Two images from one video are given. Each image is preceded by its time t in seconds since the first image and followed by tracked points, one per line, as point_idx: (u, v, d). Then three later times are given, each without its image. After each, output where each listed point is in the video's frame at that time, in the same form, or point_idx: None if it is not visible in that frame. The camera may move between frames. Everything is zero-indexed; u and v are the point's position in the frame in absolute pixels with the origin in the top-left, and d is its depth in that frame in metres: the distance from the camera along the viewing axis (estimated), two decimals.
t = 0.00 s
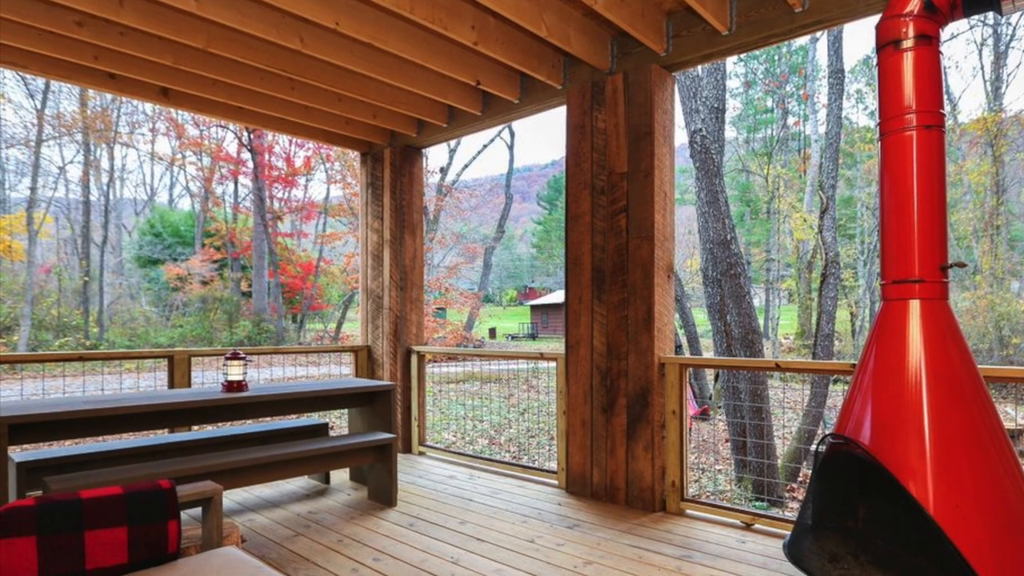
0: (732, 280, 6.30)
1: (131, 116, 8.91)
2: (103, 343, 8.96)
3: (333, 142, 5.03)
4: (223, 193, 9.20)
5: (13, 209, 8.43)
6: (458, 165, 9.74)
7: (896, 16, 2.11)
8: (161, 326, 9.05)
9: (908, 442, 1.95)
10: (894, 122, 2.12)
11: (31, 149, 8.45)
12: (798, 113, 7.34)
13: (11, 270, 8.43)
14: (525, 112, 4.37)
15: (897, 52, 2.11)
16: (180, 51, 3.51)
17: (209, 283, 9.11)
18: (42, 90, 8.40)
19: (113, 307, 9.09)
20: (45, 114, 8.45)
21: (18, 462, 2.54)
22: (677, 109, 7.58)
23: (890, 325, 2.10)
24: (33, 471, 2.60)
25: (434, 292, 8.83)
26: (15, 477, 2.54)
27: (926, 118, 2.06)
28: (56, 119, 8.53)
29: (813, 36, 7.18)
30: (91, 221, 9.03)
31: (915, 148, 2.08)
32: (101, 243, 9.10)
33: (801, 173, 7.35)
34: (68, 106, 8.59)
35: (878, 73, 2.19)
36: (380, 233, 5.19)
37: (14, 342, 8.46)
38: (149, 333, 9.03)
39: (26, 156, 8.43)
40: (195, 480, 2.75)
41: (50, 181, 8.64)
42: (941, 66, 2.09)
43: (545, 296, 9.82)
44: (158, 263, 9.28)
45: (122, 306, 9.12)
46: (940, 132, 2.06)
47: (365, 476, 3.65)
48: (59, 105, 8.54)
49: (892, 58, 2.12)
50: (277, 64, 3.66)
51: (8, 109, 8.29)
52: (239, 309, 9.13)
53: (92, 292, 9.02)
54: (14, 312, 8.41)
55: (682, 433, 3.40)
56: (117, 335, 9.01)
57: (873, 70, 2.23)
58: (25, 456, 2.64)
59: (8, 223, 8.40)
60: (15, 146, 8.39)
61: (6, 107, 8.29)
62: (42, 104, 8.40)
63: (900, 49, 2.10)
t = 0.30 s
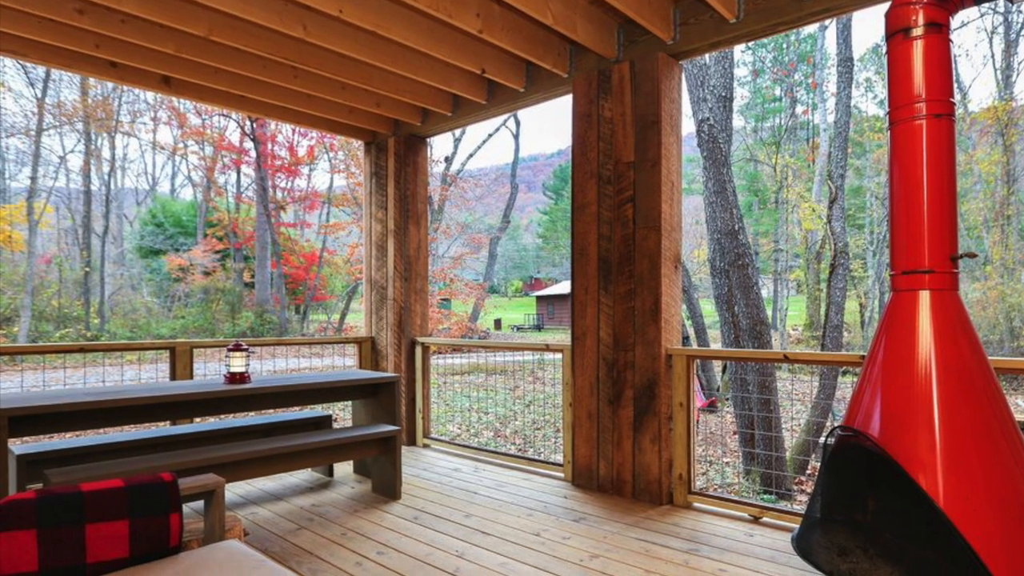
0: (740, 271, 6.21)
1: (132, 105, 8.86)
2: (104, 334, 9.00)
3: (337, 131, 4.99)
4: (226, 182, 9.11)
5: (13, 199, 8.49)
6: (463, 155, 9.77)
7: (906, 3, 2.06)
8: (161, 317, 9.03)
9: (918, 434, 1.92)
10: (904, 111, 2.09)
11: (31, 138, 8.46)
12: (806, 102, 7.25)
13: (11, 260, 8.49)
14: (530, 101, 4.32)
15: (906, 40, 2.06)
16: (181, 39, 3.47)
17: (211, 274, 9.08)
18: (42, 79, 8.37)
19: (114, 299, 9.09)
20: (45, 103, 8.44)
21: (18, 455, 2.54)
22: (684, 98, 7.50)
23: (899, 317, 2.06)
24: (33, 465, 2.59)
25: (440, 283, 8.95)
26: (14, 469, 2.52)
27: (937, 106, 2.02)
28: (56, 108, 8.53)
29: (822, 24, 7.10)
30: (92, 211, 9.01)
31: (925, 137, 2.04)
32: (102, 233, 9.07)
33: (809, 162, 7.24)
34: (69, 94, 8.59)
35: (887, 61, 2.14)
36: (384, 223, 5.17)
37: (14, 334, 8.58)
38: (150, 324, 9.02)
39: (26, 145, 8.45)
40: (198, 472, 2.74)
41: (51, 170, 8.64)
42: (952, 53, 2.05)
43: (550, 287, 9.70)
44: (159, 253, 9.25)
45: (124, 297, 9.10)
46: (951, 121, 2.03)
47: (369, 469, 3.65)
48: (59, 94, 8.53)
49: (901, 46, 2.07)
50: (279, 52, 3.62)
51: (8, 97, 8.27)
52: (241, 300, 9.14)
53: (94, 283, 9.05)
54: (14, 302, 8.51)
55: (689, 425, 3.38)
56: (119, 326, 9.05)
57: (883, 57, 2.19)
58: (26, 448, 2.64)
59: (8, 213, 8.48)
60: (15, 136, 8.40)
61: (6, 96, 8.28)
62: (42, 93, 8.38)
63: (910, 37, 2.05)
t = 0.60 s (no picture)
0: (748, 262, 6.15)
1: (133, 94, 8.72)
2: (105, 325, 8.89)
3: (340, 120, 4.95)
4: (228, 171, 9.07)
5: (13, 188, 8.33)
6: (469, 144, 9.64)
7: None
8: (164, 308, 8.94)
9: (928, 426, 1.89)
10: (913, 99, 2.03)
11: (31, 127, 8.31)
12: (815, 91, 7.17)
13: (12, 250, 8.30)
14: (536, 90, 4.27)
15: (916, 28, 2.01)
16: (183, 26, 3.44)
17: (214, 264, 8.99)
18: (43, 67, 8.24)
19: (116, 289, 8.99)
20: (46, 92, 8.30)
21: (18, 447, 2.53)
22: (692, 86, 7.40)
23: (909, 308, 2.02)
24: (33, 457, 2.58)
25: (444, 273, 8.94)
26: (15, 462, 2.48)
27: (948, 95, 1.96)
28: (57, 96, 8.38)
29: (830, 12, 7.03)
30: (93, 201, 8.90)
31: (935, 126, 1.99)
32: (103, 223, 8.98)
33: (818, 152, 7.16)
34: (69, 83, 8.44)
35: (896, 49, 2.09)
36: (388, 213, 5.14)
37: (15, 325, 8.43)
38: (151, 316, 8.96)
39: (26, 134, 8.31)
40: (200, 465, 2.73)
41: (52, 160, 8.52)
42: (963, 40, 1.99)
43: (556, 277, 9.59)
44: (162, 243, 9.16)
45: (125, 288, 9.01)
46: (961, 110, 1.98)
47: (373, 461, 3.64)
48: (60, 82, 8.38)
49: (911, 34, 2.02)
50: (282, 40, 3.59)
51: (8, 86, 8.13)
52: (244, 290, 9.07)
53: (94, 273, 8.94)
54: (14, 293, 8.34)
55: (697, 417, 3.35)
56: (119, 317, 8.94)
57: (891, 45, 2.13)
58: (25, 440, 2.62)
59: (8, 202, 8.32)
60: (16, 125, 8.26)
61: (5, 84, 8.12)
62: (42, 81, 8.25)
63: (919, 25, 2.00)
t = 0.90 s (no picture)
0: (757, 251, 6.16)
1: (135, 82, 8.71)
2: (106, 316, 8.78)
3: (344, 109, 4.92)
4: (230, 161, 8.95)
5: (14, 177, 8.34)
6: (473, 134, 9.69)
7: None
8: (165, 299, 8.87)
9: (938, 418, 1.86)
10: (923, 88, 2.01)
11: (31, 115, 8.30)
12: (824, 79, 7.07)
13: (12, 241, 8.25)
14: (542, 78, 4.22)
15: (927, 15, 1.99)
16: (184, 14, 3.41)
17: (216, 255, 8.95)
18: (43, 55, 8.20)
19: (116, 280, 8.87)
20: (47, 80, 8.29)
21: (17, 439, 2.52)
22: (699, 75, 7.33)
23: (919, 299, 2.00)
24: (34, 449, 2.58)
25: (448, 263, 8.76)
26: (16, 453, 2.50)
27: (958, 83, 1.95)
28: (58, 85, 8.38)
29: None
30: (95, 190, 8.85)
31: (946, 115, 1.97)
32: (104, 213, 8.88)
33: (827, 140, 7.07)
34: (70, 71, 8.43)
35: (906, 37, 2.07)
36: (392, 202, 5.11)
37: (15, 316, 8.33)
38: (153, 306, 8.86)
39: (26, 122, 8.28)
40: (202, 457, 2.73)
41: (53, 149, 8.50)
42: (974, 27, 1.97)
43: (562, 267, 9.59)
44: (164, 233, 9.10)
45: (126, 279, 8.89)
46: (972, 98, 1.95)
47: (377, 454, 3.64)
48: (60, 71, 8.37)
49: (921, 22, 2.00)
50: (285, 28, 3.55)
51: (8, 74, 8.12)
52: (247, 281, 9.08)
53: (95, 263, 8.83)
54: (14, 284, 8.28)
55: (704, 409, 3.32)
56: (121, 308, 8.84)
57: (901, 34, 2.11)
58: (26, 432, 2.62)
59: (8, 192, 8.29)
60: (15, 113, 8.26)
61: (6, 73, 8.13)
62: (43, 69, 8.23)
63: (930, 12, 1.98)
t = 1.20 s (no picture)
0: (764, 242, 6.08)
1: (137, 70, 8.64)
2: (108, 306, 8.78)
3: (348, 97, 4.89)
4: (234, 150, 8.89)
5: (14, 167, 8.23)
6: (479, 122, 9.65)
7: None
8: (168, 289, 8.88)
9: (948, 410, 1.85)
10: (933, 77, 1.99)
11: (32, 104, 8.19)
12: (833, 67, 7.00)
13: (12, 231, 8.17)
14: (548, 66, 4.16)
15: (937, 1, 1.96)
16: (187, 2, 3.38)
17: (218, 245, 8.96)
18: (44, 43, 8.06)
19: (117, 271, 8.86)
20: (47, 68, 8.17)
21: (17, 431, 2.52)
22: (707, 63, 7.24)
23: (929, 290, 1.98)
24: (34, 441, 2.58)
25: (454, 254, 8.78)
26: (15, 446, 2.46)
27: (969, 71, 1.92)
28: (58, 73, 8.26)
29: None
30: (96, 179, 8.76)
31: (955, 104, 1.95)
32: (105, 202, 8.82)
33: (836, 129, 7.02)
34: (71, 59, 8.29)
35: (916, 24, 2.04)
36: (397, 191, 5.08)
37: (16, 306, 8.30)
38: (155, 297, 8.86)
39: (27, 111, 8.18)
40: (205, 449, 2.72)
41: (54, 138, 8.40)
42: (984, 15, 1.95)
43: (568, 257, 9.54)
44: (164, 224, 9.09)
45: (127, 269, 8.89)
46: (982, 87, 1.93)
47: (382, 446, 3.64)
48: (61, 58, 8.24)
49: (930, 9, 1.97)
50: (288, 16, 3.51)
51: (8, 62, 8.00)
52: (249, 272, 9.04)
53: (97, 254, 8.77)
54: (15, 274, 8.22)
55: (712, 400, 3.29)
56: (122, 299, 8.81)
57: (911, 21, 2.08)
58: (25, 424, 2.62)
59: (9, 181, 8.18)
60: (16, 102, 8.14)
61: (6, 60, 8.01)
62: (43, 58, 8.10)
63: None
